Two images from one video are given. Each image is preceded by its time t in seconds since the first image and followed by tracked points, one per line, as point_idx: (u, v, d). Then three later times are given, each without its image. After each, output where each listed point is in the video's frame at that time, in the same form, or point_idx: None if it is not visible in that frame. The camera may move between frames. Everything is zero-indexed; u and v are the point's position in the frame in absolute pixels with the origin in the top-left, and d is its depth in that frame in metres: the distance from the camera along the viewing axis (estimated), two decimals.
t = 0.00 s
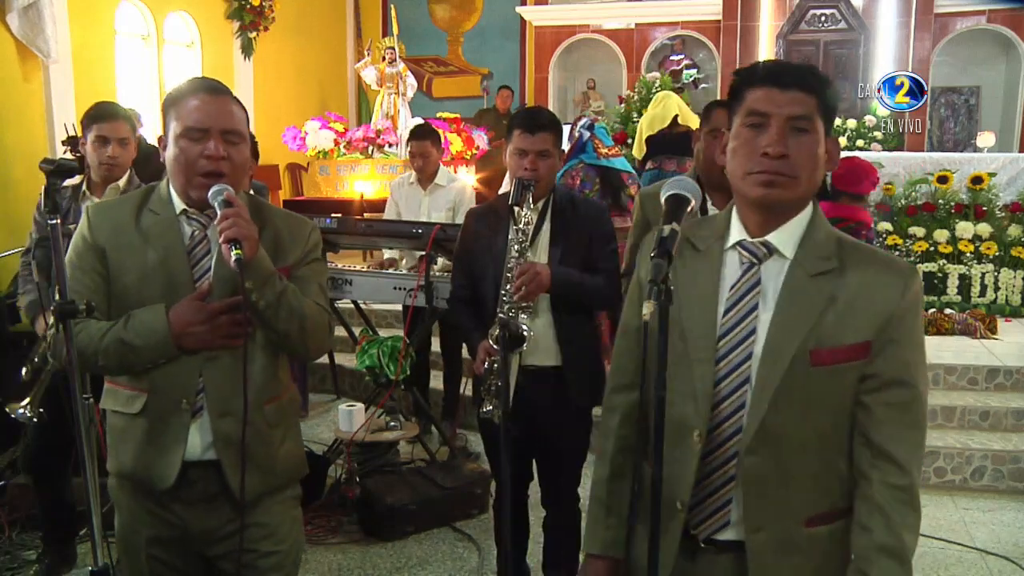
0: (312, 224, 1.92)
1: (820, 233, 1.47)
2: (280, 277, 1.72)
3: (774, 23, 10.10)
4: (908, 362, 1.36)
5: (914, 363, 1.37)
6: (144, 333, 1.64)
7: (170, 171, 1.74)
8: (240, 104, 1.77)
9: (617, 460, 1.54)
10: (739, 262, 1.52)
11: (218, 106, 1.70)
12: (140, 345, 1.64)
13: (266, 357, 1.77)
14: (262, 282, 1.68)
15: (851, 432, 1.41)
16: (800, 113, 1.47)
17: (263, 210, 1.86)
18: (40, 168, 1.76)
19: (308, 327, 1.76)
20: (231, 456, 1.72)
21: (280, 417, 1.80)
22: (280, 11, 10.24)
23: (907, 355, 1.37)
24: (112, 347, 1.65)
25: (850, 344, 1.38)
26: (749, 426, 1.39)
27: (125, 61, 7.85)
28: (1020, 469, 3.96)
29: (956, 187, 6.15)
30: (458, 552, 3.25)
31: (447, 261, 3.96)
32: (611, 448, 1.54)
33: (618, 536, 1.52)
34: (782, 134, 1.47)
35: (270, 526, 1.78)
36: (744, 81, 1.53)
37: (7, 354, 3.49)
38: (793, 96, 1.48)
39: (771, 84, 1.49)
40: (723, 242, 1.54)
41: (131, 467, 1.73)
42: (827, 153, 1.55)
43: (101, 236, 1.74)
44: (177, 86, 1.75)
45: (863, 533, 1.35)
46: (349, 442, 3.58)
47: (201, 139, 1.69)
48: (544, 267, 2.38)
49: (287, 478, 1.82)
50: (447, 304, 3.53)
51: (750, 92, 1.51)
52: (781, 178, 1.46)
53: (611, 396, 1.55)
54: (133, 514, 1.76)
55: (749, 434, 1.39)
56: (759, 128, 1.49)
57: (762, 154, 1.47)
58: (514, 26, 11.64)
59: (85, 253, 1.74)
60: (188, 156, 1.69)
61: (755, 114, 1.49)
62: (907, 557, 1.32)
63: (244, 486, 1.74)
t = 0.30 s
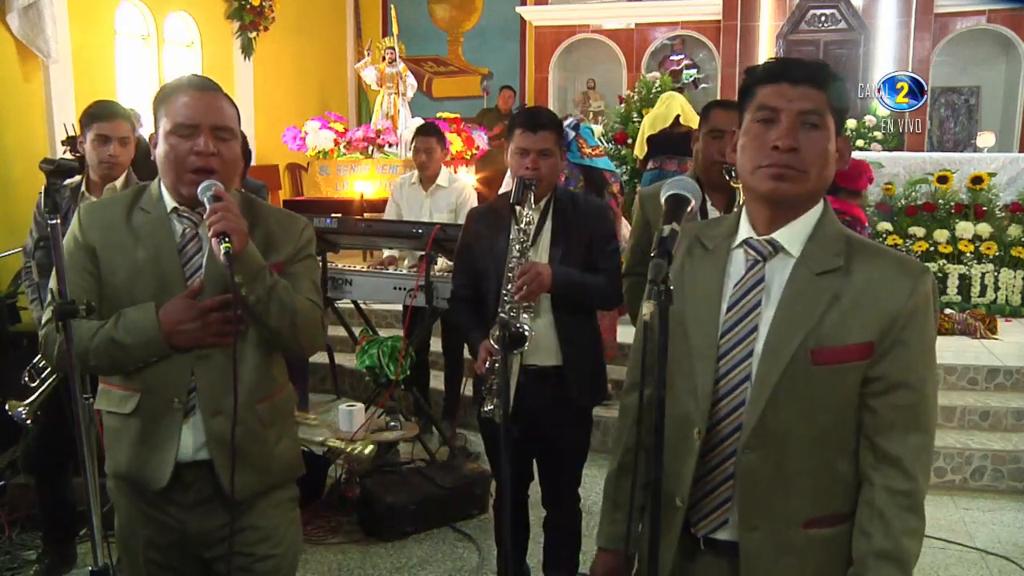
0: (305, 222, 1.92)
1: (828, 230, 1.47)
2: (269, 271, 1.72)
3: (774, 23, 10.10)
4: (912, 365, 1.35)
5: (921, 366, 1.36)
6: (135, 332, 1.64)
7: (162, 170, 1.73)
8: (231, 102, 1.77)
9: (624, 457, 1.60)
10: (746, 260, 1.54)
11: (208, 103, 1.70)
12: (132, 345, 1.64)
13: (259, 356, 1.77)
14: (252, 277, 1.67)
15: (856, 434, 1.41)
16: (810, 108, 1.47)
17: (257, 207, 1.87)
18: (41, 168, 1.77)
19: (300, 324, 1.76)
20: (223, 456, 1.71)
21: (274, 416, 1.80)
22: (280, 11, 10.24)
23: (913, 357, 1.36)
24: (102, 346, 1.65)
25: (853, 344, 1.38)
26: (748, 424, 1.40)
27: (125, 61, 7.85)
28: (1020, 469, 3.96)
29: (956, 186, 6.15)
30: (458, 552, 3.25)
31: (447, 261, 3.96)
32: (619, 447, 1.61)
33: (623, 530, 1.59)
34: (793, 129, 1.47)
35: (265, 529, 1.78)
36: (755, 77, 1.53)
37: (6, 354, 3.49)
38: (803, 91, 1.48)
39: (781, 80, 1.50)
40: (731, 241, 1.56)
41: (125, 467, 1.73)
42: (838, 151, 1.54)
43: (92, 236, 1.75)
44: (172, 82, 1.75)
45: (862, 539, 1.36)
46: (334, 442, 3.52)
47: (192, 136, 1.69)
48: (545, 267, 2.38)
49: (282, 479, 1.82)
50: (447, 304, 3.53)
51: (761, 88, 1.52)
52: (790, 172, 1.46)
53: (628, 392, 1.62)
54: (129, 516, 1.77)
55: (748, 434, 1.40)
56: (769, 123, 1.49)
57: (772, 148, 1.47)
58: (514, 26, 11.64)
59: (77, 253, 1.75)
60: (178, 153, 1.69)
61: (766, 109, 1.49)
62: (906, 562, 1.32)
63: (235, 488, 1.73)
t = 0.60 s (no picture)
0: (298, 221, 1.92)
1: (816, 227, 1.46)
2: (261, 270, 1.72)
3: (774, 23, 10.09)
4: (898, 362, 1.34)
5: (907, 362, 1.35)
6: (127, 333, 1.64)
7: (153, 172, 1.73)
8: (222, 102, 1.76)
9: (623, 459, 1.61)
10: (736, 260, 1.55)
11: (199, 103, 1.70)
12: (124, 347, 1.64)
13: (251, 356, 1.77)
14: (243, 277, 1.67)
15: (845, 432, 1.41)
16: (804, 109, 1.48)
17: (248, 209, 1.87)
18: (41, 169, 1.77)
19: (293, 324, 1.76)
20: (216, 457, 1.71)
21: (267, 416, 1.79)
22: (279, 11, 10.24)
23: (899, 352, 1.35)
24: (94, 348, 1.65)
25: (841, 341, 1.37)
26: (736, 422, 1.41)
27: (125, 61, 7.84)
28: (1020, 469, 3.96)
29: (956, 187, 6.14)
30: (458, 552, 3.25)
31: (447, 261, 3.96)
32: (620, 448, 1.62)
33: (623, 532, 1.58)
34: (789, 129, 1.47)
35: (259, 528, 1.78)
36: (747, 79, 1.53)
37: (7, 354, 3.50)
38: (797, 92, 1.49)
39: (775, 81, 1.50)
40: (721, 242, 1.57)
41: (119, 469, 1.73)
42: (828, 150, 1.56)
43: (83, 237, 1.75)
44: (164, 81, 1.75)
45: (840, 533, 1.37)
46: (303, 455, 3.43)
47: (183, 137, 1.68)
48: (547, 267, 2.37)
49: (276, 479, 1.81)
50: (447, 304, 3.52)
51: (754, 89, 1.52)
52: (786, 172, 1.46)
53: (627, 396, 1.63)
54: (128, 515, 1.78)
55: (737, 433, 1.40)
56: (763, 123, 1.49)
57: (768, 148, 1.47)
58: (514, 26, 11.65)
59: (69, 255, 1.75)
60: (169, 154, 1.69)
61: (761, 110, 1.49)
62: (883, 562, 1.32)
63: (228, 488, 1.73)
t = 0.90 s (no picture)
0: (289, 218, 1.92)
1: (789, 229, 1.47)
2: (256, 270, 1.72)
3: (774, 23, 10.08)
4: (878, 357, 1.36)
5: (884, 357, 1.37)
6: (122, 333, 1.65)
7: (143, 173, 1.74)
8: (209, 101, 1.76)
9: (589, 456, 1.61)
10: (710, 260, 1.55)
11: (188, 103, 1.70)
12: (118, 347, 1.65)
13: (246, 355, 1.77)
14: (239, 277, 1.67)
15: (826, 427, 1.42)
16: (776, 111, 1.47)
17: (239, 208, 1.87)
18: (41, 169, 1.75)
19: (287, 323, 1.77)
20: (214, 456, 1.71)
21: (263, 415, 1.80)
22: (279, 11, 10.24)
23: (878, 348, 1.37)
24: (89, 350, 1.65)
25: (821, 339, 1.38)
26: (722, 423, 1.40)
27: (125, 61, 7.84)
28: (1020, 469, 3.96)
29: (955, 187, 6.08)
30: (458, 552, 3.25)
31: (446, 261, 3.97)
32: (583, 447, 1.61)
33: (587, 526, 1.60)
34: (763, 132, 1.47)
35: (255, 528, 1.78)
36: (717, 82, 1.53)
37: (6, 354, 3.50)
38: (768, 94, 1.48)
39: (745, 83, 1.50)
40: (694, 242, 1.56)
41: (116, 471, 1.72)
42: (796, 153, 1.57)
43: (74, 239, 1.74)
44: (150, 80, 1.75)
45: (837, 528, 1.36)
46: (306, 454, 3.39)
47: (173, 138, 1.69)
48: (547, 268, 2.37)
49: (272, 477, 1.82)
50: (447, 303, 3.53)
51: (725, 91, 1.51)
52: (763, 174, 1.46)
53: (591, 395, 1.63)
54: (125, 514, 1.78)
55: (724, 433, 1.39)
56: (736, 126, 1.49)
57: (746, 150, 1.46)
58: (514, 26, 11.66)
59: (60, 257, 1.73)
60: (160, 156, 1.69)
61: (734, 113, 1.49)
62: (881, 554, 1.33)
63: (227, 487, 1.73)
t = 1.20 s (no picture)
0: (287, 219, 1.91)
1: (732, 221, 1.50)
2: (253, 270, 1.72)
3: (774, 23, 10.05)
4: (826, 339, 1.42)
5: (830, 338, 1.42)
6: (120, 331, 1.65)
7: (139, 173, 1.74)
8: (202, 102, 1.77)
9: (533, 455, 1.57)
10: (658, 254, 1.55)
11: (181, 103, 1.70)
12: (116, 346, 1.65)
13: (244, 355, 1.77)
14: (237, 277, 1.67)
15: (777, 410, 1.45)
16: (710, 104, 1.48)
17: (236, 207, 1.86)
18: (42, 170, 1.75)
19: (285, 323, 1.77)
20: (211, 456, 1.71)
21: (261, 414, 1.80)
22: (279, 11, 10.24)
23: (823, 331, 1.42)
24: (87, 349, 1.66)
25: (773, 324, 1.41)
26: (687, 412, 1.40)
27: (125, 61, 7.84)
28: (1020, 469, 3.96)
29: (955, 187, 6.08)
30: (458, 552, 3.25)
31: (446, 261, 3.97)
32: (527, 445, 1.58)
33: (536, 527, 1.55)
34: (699, 126, 1.47)
35: (253, 528, 1.78)
36: (652, 80, 1.54)
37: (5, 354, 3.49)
38: (700, 89, 1.49)
39: (677, 81, 1.51)
40: (640, 237, 1.56)
41: (114, 470, 1.72)
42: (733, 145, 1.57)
43: (73, 240, 1.74)
44: (138, 81, 1.74)
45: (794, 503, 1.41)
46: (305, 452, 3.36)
47: (171, 139, 1.69)
48: (547, 269, 2.33)
49: (269, 477, 1.82)
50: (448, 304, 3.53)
51: (659, 89, 1.52)
52: (702, 167, 1.46)
53: (534, 395, 1.59)
54: (122, 515, 1.78)
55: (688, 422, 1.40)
56: (673, 122, 1.49)
57: (683, 146, 1.47)
58: (514, 26, 11.67)
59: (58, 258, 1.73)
60: (155, 158, 1.69)
61: (670, 110, 1.49)
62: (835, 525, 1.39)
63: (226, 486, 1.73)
